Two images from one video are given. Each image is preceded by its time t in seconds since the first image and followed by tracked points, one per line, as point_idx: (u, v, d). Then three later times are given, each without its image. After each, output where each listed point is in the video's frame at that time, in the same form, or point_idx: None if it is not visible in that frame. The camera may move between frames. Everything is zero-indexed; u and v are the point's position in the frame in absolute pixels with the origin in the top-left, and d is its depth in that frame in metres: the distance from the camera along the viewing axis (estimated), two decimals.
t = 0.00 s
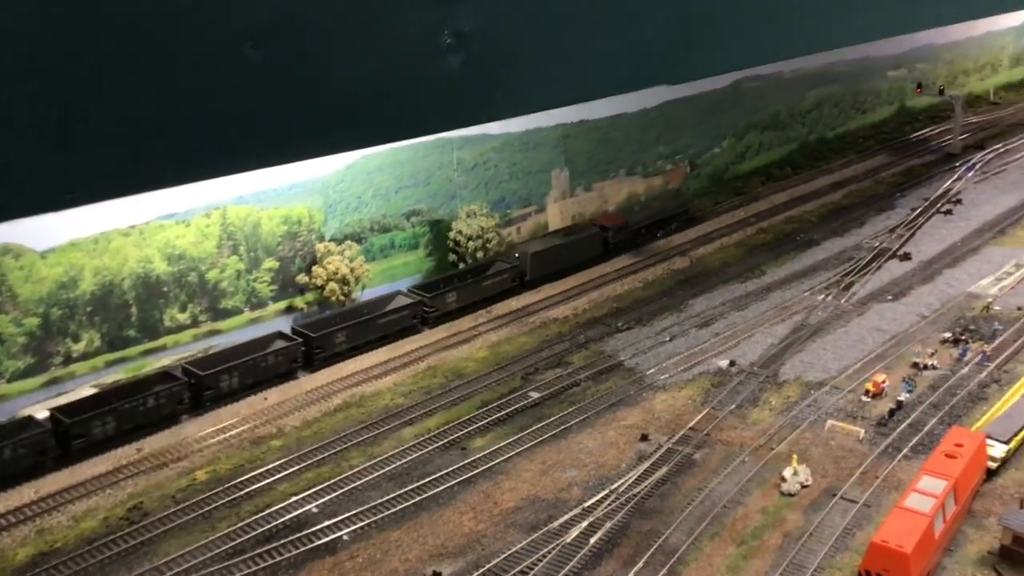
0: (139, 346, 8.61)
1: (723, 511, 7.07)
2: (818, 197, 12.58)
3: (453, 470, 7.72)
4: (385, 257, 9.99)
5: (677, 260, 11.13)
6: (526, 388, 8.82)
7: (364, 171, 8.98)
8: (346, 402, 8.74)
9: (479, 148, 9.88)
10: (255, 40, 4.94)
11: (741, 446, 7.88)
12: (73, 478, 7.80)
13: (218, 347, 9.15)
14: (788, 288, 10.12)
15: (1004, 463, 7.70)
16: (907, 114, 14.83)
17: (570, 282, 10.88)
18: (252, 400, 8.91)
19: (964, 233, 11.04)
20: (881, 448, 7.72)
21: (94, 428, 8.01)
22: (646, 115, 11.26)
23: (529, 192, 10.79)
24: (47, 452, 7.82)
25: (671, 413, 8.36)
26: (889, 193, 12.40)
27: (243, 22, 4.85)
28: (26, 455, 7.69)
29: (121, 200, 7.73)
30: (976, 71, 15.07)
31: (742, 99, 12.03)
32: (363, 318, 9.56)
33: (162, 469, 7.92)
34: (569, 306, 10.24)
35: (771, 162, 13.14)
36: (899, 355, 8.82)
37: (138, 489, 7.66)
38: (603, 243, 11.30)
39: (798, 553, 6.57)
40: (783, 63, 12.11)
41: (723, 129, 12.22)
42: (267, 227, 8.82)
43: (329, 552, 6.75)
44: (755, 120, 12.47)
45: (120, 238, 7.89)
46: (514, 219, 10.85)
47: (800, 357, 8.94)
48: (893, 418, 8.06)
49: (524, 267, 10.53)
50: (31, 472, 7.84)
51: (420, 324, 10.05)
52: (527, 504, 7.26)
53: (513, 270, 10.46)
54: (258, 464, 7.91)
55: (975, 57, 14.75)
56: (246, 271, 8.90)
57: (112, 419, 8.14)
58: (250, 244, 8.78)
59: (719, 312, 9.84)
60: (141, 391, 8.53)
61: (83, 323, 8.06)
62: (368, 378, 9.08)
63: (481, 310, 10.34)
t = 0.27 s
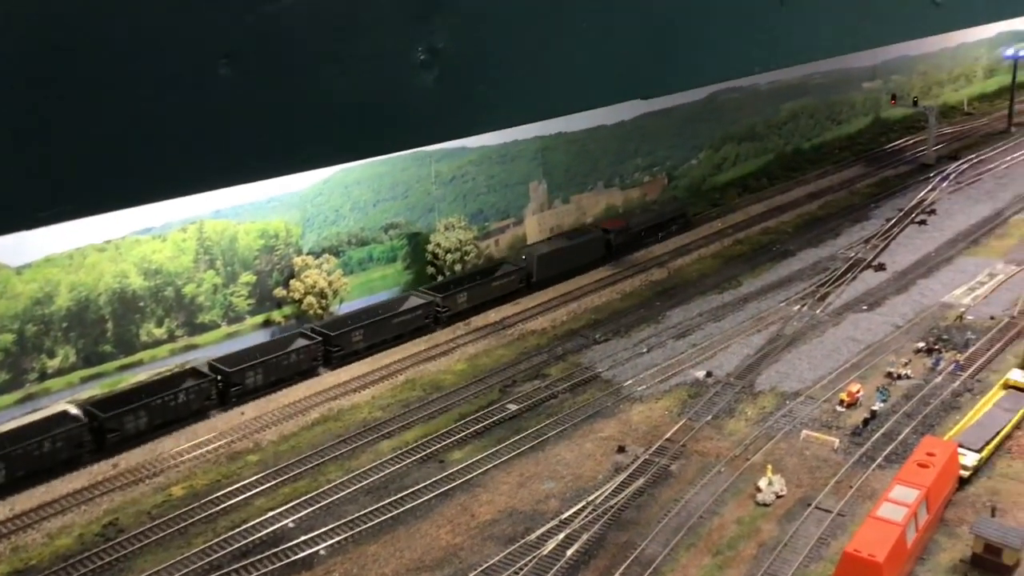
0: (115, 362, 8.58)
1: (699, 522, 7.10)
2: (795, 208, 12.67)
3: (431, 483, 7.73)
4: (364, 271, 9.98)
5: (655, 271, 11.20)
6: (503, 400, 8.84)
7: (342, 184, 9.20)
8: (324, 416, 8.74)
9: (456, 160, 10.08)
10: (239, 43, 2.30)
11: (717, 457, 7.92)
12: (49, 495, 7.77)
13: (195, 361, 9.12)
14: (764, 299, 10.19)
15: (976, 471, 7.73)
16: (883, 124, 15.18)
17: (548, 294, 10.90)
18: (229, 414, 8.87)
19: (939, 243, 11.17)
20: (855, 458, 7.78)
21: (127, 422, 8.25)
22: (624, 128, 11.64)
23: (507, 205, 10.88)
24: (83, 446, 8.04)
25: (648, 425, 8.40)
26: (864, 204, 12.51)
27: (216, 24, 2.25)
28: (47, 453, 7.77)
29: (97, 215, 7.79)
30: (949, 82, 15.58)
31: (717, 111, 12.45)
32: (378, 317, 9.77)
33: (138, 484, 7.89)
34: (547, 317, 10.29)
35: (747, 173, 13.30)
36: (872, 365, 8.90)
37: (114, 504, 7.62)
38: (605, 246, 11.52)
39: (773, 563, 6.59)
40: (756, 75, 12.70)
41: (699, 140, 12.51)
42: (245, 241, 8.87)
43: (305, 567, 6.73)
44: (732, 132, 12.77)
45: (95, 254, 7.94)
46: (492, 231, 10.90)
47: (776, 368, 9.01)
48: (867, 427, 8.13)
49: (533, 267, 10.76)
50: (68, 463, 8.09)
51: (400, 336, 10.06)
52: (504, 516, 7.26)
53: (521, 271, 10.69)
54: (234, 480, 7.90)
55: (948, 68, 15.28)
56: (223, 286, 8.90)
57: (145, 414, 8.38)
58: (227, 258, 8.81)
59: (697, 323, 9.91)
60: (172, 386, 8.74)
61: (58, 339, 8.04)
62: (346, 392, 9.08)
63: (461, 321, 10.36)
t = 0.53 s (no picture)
0: (83, 377, 8.54)
1: (669, 533, 7.11)
2: (768, 218, 12.77)
3: (402, 496, 7.71)
4: (336, 283, 10.00)
5: (628, 281, 11.26)
6: (476, 413, 8.84)
7: (315, 198, 9.18)
8: (295, 430, 8.73)
9: (429, 173, 10.13)
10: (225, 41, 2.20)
11: (688, 467, 7.95)
12: (16, 512, 7.69)
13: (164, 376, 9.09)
14: (736, 309, 10.26)
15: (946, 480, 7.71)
16: (854, 135, 15.32)
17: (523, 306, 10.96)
18: (200, 429, 8.84)
19: (908, 252, 11.31)
20: (825, 467, 7.83)
21: (152, 417, 8.52)
22: (596, 140, 11.67)
23: (480, 217, 11.00)
24: (110, 439, 8.33)
25: (620, 436, 8.43)
26: (836, 214, 12.63)
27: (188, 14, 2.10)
28: None
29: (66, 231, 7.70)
30: (918, 93, 15.93)
31: (691, 123, 12.53)
32: (387, 317, 10.00)
33: (107, 500, 7.82)
34: (519, 329, 10.30)
35: (720, 184, 13.50)
36: (842, 375, 8.98)
37: (82, 521, 7.55)
38: (602, 247, 11.83)
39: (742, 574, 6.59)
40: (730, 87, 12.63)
41: (673, 152, 12.64)
42: (215, 254, 8.85)
43: None
44: (704, 142, 12.87)
45: (63, 268, 7.85)
46: (466, 243, 10.98)
47: (747, 378, 9.06)
48: (836, 437, 8.19)
49: (534, 268, 11.01)
50: (95, 455, 8.36)
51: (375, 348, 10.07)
52: (475, 530, 7.25)
53: (523, 272, 10.96)
54: (204, 495, 7.85)
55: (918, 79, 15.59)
56: (193, 299, 8.90)
57: (168, 409, 8.63)
58: (197, 272, 8.80)
59: (669, 333, 9.95)
60: (193, 382, 8.98)
61: (26, 354, 7.97)
62: (317, 406, 9.06)
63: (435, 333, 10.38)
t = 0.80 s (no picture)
0: (49, 390, 8.46)
1: (639, 541, 7.11)
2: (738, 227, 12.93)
3: (372, 507, 7.68)
4: (306, 293, 10.04)
5: (600, 290, 11.32)
6: (446, 422, 8.83)
7: (285, 208, 9.19)
8: (264, 441, 8.70)
9: (400, 182, 10.17)
10: (171, 77, 4.18)
11: (657, 475, 7.97)
12: None
13: (132, 387, 9.07)
14: (707, 317, 10.35)
15: (912, 486, 7.73)
16: (823, 143, 15.58)
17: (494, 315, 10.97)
18: (168, 441, 8.79)
19: (876, 260, 11.49)
20: (793, 474, 7.88)
21: (171, 409, 8.74)
22: (568, 149, 11.77)
23: (452, 226, 11.06)
24: (131, 430, 8.56)
25: (590, 444, 8.45)
26: (805, 222, 12.81)
27: (151, 63, 4.10)
28: None
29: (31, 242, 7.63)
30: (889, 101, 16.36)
31: (663, 132, 12.73)
32: (391, 314, 10.25)
33: (73, 514, 7.73)
34: (491, 338, 10.32)
35: (692, 193, 13.64)
36: (811, 381, 9.10)
37: (47, 535, 7.46)
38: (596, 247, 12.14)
39: None
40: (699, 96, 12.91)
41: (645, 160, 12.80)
42: (183, 264, 8.83)
43: None
44: (675, 151, 13.07)
45: (29, 280, 7.77)
46: (437, 252, 11.04)
47: (716, 386, 9.13)
48: (804, 444, 8.26)
49: (532, 268, 11.31)
50: (116, 446, 8.60)
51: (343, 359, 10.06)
52: (444, 540, 7.21)
53: (521, 271, 11.27)
54: (171, 508, 7.79)
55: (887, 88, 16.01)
56: (160, 310, 8.87)
57: (186, 401, 8.85)
58: (164, 282, 8.77)
59: (640, 342, 10.02)
60: (209, 377, 9.24)
61: None
62: (286, 417, 9.03)
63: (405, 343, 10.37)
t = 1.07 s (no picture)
0: (20, 400, 8.37)
1: (612, 547, 7.10)
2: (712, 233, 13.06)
3: (345, 516, 7.62)
4: (281, 301, 10.05)
5: (575, 297, 11.37)
6: (421, 430, 8.81)
7: (258, 216, 9.28)
8: (237, 451, 8.64)
9: (373, 190, 10.31)
10: (139, 81, 3.12)
11: (631, 481, 7.98)
12: None
13: (102, 398, 8.93)
14: (681, 323, 10.45)
15: (881, 490, 7.77)
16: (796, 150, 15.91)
17: (469, 322, 10.97)
18: (139, 451, 8.70)
19: (848, 265, 11.67)
20: (766, 479, 7.92)
21: (190, 401, 8.92)
22: (544, 155, 12.03)
23: (426, 233, 11.15)
24: (153, 421, 8.77)
25: (564, 451, 8.45)
26: (778, 228, 12.98)
27: (114, 65, 3.04)
28: None
29: None
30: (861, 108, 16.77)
31: (636, 139, 13.00)
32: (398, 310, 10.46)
33: (42, 525, 7.63)
34: (465, 345, 10.32)
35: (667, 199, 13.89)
36: (784, 387, 9.21)
37: (16, 547, 7.37)
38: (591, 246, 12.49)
39: None
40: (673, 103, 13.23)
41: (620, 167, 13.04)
42: (154, 273, 8.79)
43: None
44: (650, 158, 13.34)
45: None
46: (412, 260, 11.10)
47: (690, 392, 9.20)
48: (777, 449, 8.31)
49: (531, 265, 11.65)
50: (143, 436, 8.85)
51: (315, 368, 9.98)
52: (418, 548, 7.17)
53: (521, 269, 11.57)
54: (142, 518, 7.71)
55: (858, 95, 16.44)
56: (131, 320, 8.79)
57: (205, 393, 9.04)
58: (136, 292, 8.70)
59: (615, 348, 10.08)
60: (225, 370, 9.43)
61: None
62: (260, 426, 8.98)
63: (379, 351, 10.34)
